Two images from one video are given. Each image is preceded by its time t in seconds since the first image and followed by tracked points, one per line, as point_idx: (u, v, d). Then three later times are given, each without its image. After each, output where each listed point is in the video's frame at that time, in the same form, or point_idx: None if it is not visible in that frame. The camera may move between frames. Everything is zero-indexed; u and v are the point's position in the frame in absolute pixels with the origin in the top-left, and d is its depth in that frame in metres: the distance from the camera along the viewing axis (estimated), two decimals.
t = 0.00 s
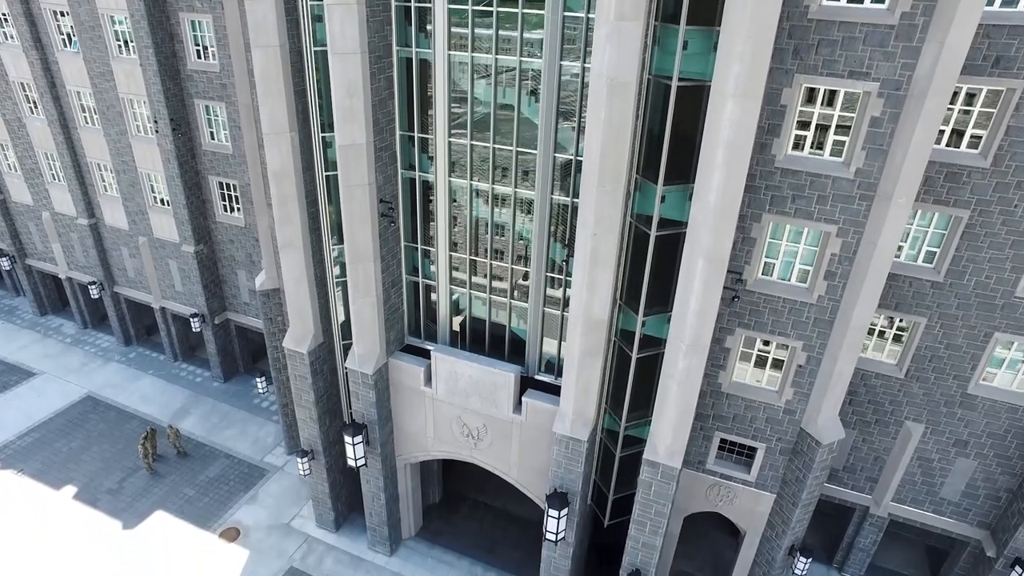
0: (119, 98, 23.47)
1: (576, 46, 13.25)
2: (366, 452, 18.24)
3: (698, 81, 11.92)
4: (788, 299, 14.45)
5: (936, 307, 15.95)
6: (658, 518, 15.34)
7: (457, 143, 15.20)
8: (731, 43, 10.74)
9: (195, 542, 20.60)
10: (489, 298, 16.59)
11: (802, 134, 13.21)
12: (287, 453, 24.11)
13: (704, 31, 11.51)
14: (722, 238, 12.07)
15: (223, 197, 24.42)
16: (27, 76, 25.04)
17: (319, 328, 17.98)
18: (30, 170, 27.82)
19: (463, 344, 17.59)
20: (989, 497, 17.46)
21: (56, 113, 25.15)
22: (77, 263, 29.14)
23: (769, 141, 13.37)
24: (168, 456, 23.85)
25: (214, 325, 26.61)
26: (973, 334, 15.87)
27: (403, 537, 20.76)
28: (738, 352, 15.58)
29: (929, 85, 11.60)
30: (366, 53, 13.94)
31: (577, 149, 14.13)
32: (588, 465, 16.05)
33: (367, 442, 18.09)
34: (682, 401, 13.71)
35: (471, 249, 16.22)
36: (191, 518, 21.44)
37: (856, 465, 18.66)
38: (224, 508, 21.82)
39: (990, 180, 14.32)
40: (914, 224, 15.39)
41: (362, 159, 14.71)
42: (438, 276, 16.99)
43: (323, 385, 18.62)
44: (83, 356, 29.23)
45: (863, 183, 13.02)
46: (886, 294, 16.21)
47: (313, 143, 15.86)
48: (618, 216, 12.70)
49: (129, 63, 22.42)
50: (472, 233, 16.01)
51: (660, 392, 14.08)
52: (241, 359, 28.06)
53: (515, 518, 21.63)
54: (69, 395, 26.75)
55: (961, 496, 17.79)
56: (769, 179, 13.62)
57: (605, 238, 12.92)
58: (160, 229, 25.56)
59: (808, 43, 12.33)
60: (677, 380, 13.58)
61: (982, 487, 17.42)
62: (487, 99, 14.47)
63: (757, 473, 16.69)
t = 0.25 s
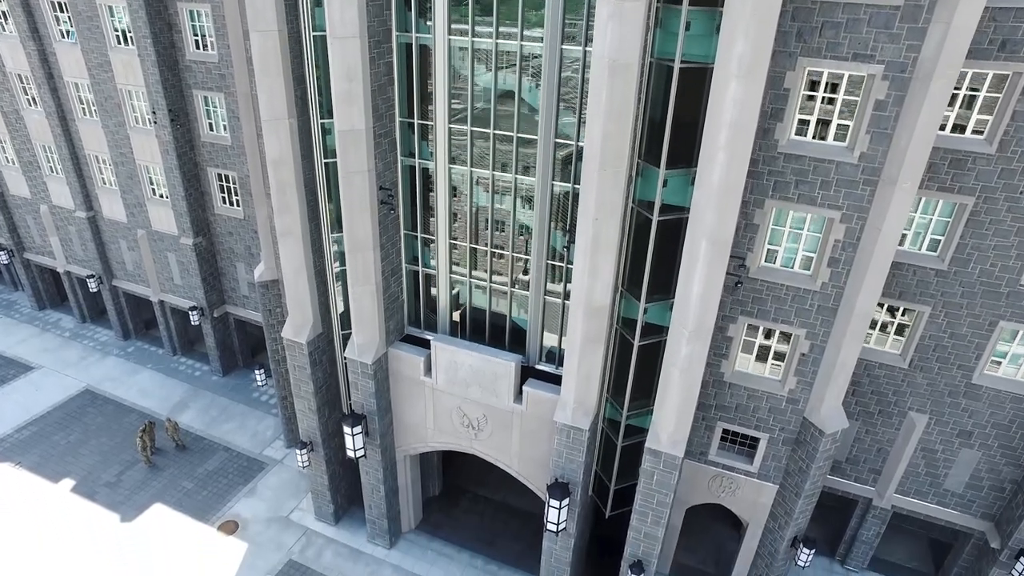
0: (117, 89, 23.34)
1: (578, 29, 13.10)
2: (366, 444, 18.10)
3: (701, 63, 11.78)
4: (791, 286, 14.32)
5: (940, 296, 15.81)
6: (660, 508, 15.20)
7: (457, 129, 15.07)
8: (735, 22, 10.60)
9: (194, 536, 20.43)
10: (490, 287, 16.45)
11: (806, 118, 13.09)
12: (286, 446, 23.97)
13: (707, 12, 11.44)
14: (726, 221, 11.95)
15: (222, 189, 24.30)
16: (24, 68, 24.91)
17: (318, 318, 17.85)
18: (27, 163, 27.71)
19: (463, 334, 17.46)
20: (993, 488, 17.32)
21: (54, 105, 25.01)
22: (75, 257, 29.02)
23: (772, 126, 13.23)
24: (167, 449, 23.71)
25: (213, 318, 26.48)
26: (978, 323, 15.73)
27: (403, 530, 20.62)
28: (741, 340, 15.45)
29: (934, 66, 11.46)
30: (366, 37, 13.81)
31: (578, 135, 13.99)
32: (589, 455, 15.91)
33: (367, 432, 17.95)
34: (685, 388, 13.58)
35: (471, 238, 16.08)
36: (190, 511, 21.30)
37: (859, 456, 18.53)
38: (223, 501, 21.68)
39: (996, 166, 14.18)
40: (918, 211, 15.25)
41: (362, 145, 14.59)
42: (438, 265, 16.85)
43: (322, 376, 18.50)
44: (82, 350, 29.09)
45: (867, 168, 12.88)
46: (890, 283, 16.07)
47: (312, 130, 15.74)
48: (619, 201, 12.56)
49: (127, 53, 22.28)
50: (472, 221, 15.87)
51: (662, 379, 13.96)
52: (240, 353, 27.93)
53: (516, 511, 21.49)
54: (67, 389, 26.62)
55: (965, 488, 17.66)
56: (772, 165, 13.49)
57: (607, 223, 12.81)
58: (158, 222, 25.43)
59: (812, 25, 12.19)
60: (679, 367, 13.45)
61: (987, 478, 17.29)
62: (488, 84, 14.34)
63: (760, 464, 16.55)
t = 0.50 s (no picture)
0: (116, 80, 23.21)
1: (580, 13, 12.97)
2: (365, 435, 17.95)
3: (703, 46, 11.66)
4: (794, 274, 14.19)
5: (945, 285, 15.67)
6: (662, 499, 15.06)
7: (458, 116, 14.94)
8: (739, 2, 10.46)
9: (192, 530, 20.26)
10: (490, 276, 16.31)
11: (809, 103, 12.97)
12: (285, 440, 23.83)
13: None
14: (729, 206, 11.84)
15: (221, 182, 24.17)
16: (22, 60, 24.79)
17: (317, 309, 17.72)
18: (26, 157, 27.59)
19: (464, 324, 17.33)
20: (998, 480, 17.17)
21: (52, 97, 24.87)
22: (74, 251, 28.89)
23: (776, 111, 13.09)
24: (165, 443, 23.56)
25: (212, 312, 26.34)
26: (983, 312, 15.59)
27: (402, 523, 20.47)
28: (744, 329, 15.33)
29: (941, 49, 11.32)
30: (365, 22, 13.68)
31: (579, 121, 13.85)
32: (590, 445, 15.78)
33: (366, 424, 17.80)
34: (687, 376, 13.46)
35: (471, 226, 15.94)
36: (188, 505, 21.15)
37: (862, 448, 18.39)
38: (221, 495, 21.54)
39: (1002, 152, 14.04)
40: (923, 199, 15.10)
41: (361, 131, 14.46)
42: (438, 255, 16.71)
43: (321, 367, 18.37)
44: (80, 345, 28.96)
45: (872, 153, 12.75)
46: (894, 272, 15.93)
47: (311, 118, 15.61)
48: (621, 186, 12.44)
49: (126, 44, 22.15)
50: (473, 209, 15.73)
51: (665, 367, 13.83)
52: (239, 348, 27.79)
53: (516, 504, 21.35)
54: (65, 383, 26.48)
55: (969, 480, 17.52)
56: (775, 151, 13.36)
57: (608, 209, 12.70)
58: (157, 215, 25.30)
59: (816, 7, 12.04)
60: (682, 354, 13.32)
61: (991, 470, 17.14)
62: (488, 70, 14.20)
63: (762, 455, 16.42)
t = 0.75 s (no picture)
0: (113, 71, 23.08)
1: None
2: (363, 427, 17.80)
3: (705, 29, 11.53)
4: (796, 262, 14.05)
5: (948, 275, 15.52)
6: (663, 489, 14.91)
7: (457, 103, 14.79)
8: None
9: (191, 525, 20.06)
10: (489, 266, 16.17)
11: (812, 88, 12.82)
12: (283, 434, 23.68)
13: None
14: (731, 190, 11.71)
15: (220, 174, 24.05)
16: (19, 51, 24.66)
17: (316, 299, 17.58)
18: (23, 149, 27.47)
19: (463, 314, 17.18)
20: (1001, 472, 17.03)
21: (49, 89, 24.74)
22: (72, 245, 28.76)
23: (778, 96, 12.94)
24: (163, 436, 23.42)
25: (210, 306, 26.20)
26: (987, 301, 15.45)
27: (401, 516, 20.33)
28: (746, 318, 15.19)
29: (946, 30, 11.17)
30: (363, 6, 13.54)
31: (580, 107, 13.69)
32: (591, 435, 15.63)
33: (364, 415, 17.66)
34: (688, 364, 13.32)
35: (471, 215, 15.79)
36: (185, 498, 21.01)
37: (864, 440, 18.24)
38: (219, 488, 21.39)
39: (1007, 139, 13.90)
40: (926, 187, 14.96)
41: (360, 118, 14.34)
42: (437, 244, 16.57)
43: (320, 358, 18.24)
44: (78, 339, 28.83)
45: (875, 138, 12.61)
46: (897, 262, 15.79)
47: (309, 105, 15.47)
48: (622, 170, 12.30)
49: (123, 35, 22.02)
50: (472, 197, 15.59)
51: (666, 355, 13.70)
52: (238, 342, 27.66)
53: (516, 498, 21.20)
54: (63, 377, 26.35)
55: (972, 472, 17.38)
56: (778, 136, 13.21)
57: (609, 194, 12.57)
58: (155, 207, 25.17)
59: None
60: (683, 342, 13.18)
61: (995, 462, 17.00)
62: (488, 55, 14.04)
63: (764, 446, 16.28)
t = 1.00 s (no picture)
0: (111, 63, 22.95)
1: None
2: (362, 418, 17.66)
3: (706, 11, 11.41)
4: (799, 249, 13.91)
5: (952, 264, 15.39)
6: (665, 480, 14.77)
7: (457, 89, 14.65)
8: None
9: (190, 519, 19.88)
10: (489, 254, 16.03)
11: (816, 72, 12.68)
12: (282, 427, 23.54)
13: None
14: (734, 174, 11.57)
15: (219, 166, 23.93)
16: (17, 42, 24.54)
17: (314, 289, 17.45)
18: (21, 142, 27.35)
19: (463, 304, 17.04)
20: (1005, 463, 16.89)
21: (47, 81, 24.62)
22: (70, 239, 28.64)
23: (781, 80, 12.80)
24: (161, 430, 23.28)
25: (209, 299, 26.06)
26: (992, 290, 15.32)
27: (400, 509, 20.19)
28: (748, 307, 15.06)
29: (952, 11, 11.03)
30: None
31: (580, 93, 13.53)
32: (591, 425, 15.49)
33: (363, 406, 17.51)
34: (690, 351, 13.19)
35: (471, 203, 15.66)
36: (183, 491, 20.88)
37: (867, 432, 18.09)
38: (217, 481, 21.25)
39: (1012, 125, 13.75)
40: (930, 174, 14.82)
41: (359, 104, 14.22)
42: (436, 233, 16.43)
43: (318, 349, 18.12)
44: (76, 333, 28.70)
45: (879, 123, 12.48)
46: (901, 251, 15.65)
47: (307, 92, 15.34)
48: (623, 154, 12.17)
49: (121, 25, 21.89)
50: (472, 185, 15.46)
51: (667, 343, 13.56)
52: (236, 336, 27.54)
53: (516, 491, 21.06)
54: (60, 371, 26.22)
55: (976, 463, 17.24)
56: (781, 121, 13.07)
57: (610, 179, 12.42)
58: (153, 200, 25.04)
59: None
60: (685, 329, 13.04)
61: (999, 453, 16.87)
62: (488, 40, 13.89)
63: (766, 437, 16.14)
